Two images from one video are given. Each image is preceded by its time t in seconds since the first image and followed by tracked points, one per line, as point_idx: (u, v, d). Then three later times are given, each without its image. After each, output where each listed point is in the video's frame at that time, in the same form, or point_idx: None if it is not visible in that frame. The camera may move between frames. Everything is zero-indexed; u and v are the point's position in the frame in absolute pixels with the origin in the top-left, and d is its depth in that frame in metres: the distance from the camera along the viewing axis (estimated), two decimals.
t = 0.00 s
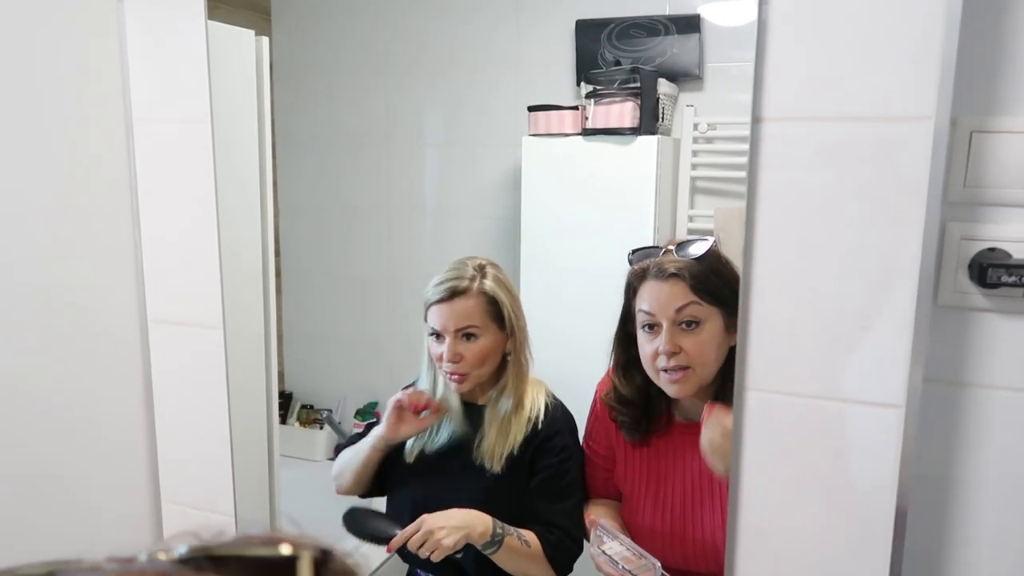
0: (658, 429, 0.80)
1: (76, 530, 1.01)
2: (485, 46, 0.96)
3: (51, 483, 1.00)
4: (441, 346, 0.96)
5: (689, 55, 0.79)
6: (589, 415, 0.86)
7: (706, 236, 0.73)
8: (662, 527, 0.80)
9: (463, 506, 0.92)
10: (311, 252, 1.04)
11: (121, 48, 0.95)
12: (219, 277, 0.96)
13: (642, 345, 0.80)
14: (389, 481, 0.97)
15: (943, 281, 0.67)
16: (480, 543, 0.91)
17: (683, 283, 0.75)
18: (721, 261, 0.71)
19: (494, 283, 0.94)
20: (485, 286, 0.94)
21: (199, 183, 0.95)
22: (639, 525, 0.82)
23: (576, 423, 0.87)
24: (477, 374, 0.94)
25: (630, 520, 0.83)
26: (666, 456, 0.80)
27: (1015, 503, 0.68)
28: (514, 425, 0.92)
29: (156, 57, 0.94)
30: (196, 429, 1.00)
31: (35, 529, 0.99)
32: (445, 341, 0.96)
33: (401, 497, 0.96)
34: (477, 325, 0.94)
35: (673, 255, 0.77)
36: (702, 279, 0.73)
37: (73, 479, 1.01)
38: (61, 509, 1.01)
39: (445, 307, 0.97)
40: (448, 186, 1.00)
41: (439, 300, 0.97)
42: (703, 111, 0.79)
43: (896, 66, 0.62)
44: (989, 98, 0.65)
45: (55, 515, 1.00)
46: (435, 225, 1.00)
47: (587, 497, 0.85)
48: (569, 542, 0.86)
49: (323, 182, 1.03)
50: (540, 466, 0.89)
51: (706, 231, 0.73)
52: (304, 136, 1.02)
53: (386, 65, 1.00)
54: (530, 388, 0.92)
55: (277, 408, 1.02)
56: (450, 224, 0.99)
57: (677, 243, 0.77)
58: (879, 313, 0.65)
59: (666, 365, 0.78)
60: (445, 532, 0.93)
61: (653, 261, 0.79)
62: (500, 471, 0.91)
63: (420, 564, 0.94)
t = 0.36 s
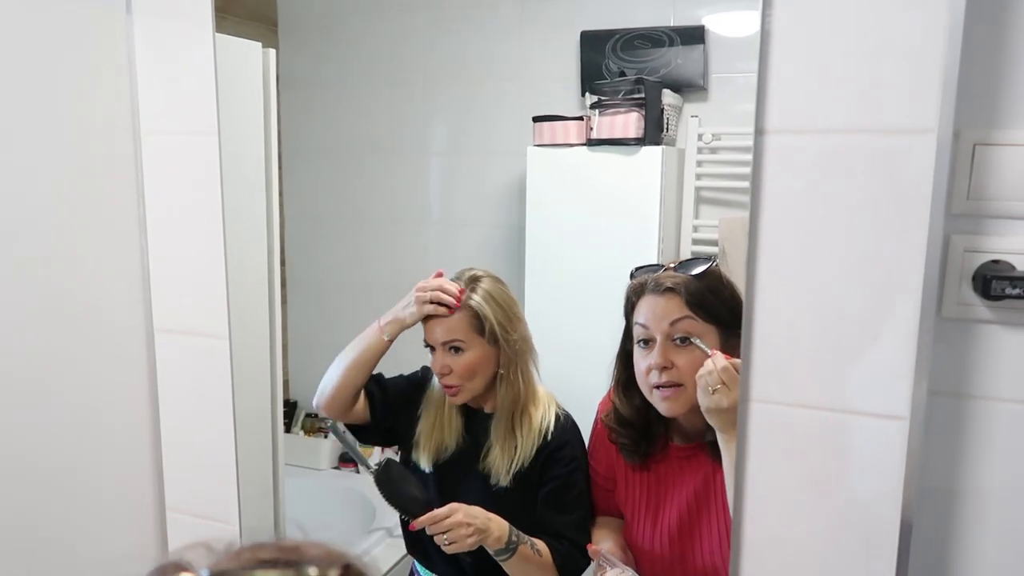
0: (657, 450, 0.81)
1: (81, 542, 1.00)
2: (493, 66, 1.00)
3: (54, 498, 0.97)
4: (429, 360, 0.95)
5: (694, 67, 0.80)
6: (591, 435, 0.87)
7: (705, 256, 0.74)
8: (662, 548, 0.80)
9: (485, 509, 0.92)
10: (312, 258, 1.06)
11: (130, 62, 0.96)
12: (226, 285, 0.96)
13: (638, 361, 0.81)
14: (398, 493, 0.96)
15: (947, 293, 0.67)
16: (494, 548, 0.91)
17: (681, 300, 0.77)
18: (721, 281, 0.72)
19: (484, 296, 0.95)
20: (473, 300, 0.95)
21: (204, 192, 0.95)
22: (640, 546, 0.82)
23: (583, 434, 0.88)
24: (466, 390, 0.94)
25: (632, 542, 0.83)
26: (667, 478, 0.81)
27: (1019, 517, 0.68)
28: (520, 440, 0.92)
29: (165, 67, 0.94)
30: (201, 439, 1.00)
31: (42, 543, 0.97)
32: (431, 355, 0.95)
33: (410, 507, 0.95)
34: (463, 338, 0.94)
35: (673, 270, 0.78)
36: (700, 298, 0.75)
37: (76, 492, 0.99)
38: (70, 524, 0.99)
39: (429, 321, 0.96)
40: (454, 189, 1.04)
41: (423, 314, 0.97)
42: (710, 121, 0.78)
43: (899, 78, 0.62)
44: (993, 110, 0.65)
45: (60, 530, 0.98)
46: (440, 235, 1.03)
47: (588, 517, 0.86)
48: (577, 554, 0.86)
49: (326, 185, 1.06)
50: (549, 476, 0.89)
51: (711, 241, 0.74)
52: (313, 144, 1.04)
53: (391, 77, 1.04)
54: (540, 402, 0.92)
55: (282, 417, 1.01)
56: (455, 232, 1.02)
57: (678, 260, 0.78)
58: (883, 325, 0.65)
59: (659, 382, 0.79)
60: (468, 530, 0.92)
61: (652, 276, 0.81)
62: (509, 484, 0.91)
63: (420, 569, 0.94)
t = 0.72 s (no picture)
0: (655, 454, 0.81)
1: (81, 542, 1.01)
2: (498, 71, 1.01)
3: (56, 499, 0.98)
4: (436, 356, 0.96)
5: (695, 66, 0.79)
6: (590, 436, 0.87)
7: (705, 256, 0.74)
8: (661, 551, 0.80)
9: (480, 507, 0.92)
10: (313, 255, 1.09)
11: (131, 61, 0.96)
12: (226, 281, 0.95)
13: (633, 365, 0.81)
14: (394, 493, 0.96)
15: (951, 289, 0.66)
16: (489, 547, 0.91)
17: (675, 304, 0.77)
18: (714, 283, 0.73)
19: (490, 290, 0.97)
20: (484, 295, 0.97)
21: (202, 189, 0.94)
22: (639, 548, 0.82)
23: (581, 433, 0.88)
24: (474, 385, 0.96)
25: (632, 545, 0.83)
26: (666, 481, 0.81)
27: None
28: (518, 438, 0.94)
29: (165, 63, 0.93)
30: (202, 439, 0.98)
31: (38, 542, 0.97)
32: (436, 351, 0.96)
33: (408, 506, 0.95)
34: (474, 332, 0.96)
35: (666, 273, 0.79)
36: (694, 300, 0.75)
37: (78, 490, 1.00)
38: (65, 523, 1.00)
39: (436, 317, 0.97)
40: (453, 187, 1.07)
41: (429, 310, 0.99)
42: (712, 122, 0.78)
43: (903, 74, 0.62)
44: (998, 107, 0.64)
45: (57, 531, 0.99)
46: (441, 235, 1.06)
47: (586, 522, 0.86)
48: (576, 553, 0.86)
49: (327, 184, 1.10)
50: (547, 475, 0.90)
51: (714, 241, 0.73)
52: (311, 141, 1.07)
53: (392, 74, 1.08)
54: (537, 400, 0.94)
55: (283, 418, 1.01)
56: (457, 231, 1.05)
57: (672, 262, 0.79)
58: (887, 321, 0.65)
59: (654, 386, 0.79)
60: (463, 526, 0.92)
61: (647, 279, 0.82)
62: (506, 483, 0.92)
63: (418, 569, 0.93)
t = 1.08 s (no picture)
0: (652, 448, 0.81)
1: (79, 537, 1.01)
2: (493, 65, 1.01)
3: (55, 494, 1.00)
4: (440, 346, 0.95)
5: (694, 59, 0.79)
6: (587, 431, 0.87)
7: (704, 249, 0.75)
8: (660, 543, 0.81)
9: (466, 508, 0.93)
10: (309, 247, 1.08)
11: (127, 58, 0.96)
12: (225, 274, 0.95)
13: (629, 359, 0.82)
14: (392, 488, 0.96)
15: (947, 283, 0.66)
16: (477, 549, 0.91)
17: (671, 298, 0.78)
18: (710, 278, 0.73)
19: (496, 279, 0.96)
20: (489, 284, 0.95)
21: (199, 186, 0.94)
22: (637, 541, 0.82)
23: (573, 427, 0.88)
24: (476, 376, 0.95)
25: (630, 539, 0.83)
26: (664, 475, 0.81)
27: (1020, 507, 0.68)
28: (508, 431, 0.93)
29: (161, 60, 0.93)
30: (199, 434, 0.99)
31: (40, 537, 0.98)
32: (441, 341, 0.95)
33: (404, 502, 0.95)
34: (480, 322, 0.94)
35: (662, 268, 0.80)
36: (689, 294, 0.76)
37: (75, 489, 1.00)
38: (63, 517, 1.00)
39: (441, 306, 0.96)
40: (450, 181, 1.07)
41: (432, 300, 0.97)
42: (711, 115, 0.78)
43: (899, 67, 0.62)
44: (995, 100, 0.64)
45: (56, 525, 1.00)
46: (439, 230, 1.05)
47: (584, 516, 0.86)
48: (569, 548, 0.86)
49: (326, 176, 1.08)
50: (537, 469, 0.90)
51: (710, 233, 0.75)
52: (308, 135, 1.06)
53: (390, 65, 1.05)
54: (525, 393, 0.94)
55: (282, 412, 1.01)
56: (455, 228, 1.04)
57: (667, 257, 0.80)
58: (882, 315, 0.65)
59: (651, 379, 0.79)
60: (449, 530, 0.92)
61: (642, 274, 0.82)
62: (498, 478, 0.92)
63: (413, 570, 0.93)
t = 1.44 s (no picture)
0: (655, 441, 0.81)
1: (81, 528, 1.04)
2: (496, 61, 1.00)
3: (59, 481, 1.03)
4: (456, 347, 0.96)
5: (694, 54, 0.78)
6: (589, 425, 0.87)
7: (703, 244, 0.75)
8: (662, 536, 0.81)
9: (461, 522, 0.94)
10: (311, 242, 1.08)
11: (129, 50, 0.94)
12: (227, 269, 0.95)
13: (632, 353, 0.82)
14: (399, 485, 0.98)
15: (948, 279, 0.67)
16: (476, 561, 0.93)
17: (673, 292, 0.78)
18: (711, 272, 0.73)
19: (504, 276, 0.97)
20: (500, 283, 0.97)
21: (202, 179, 0.93)
22: (639, 534, 0.82)
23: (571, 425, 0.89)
24: (489, 375, 0.96)
25: (633, 532, 0.83)
26: (666, 468, 0.81)
27: (1019, 500, 0.68)
28: (505, 425, 0.95)
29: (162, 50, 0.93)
30: (202, 432, 0.99)
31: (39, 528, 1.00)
32: (457, 342, 0.96)
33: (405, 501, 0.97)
34: (495, 322, 0.96)
35: (662, 262, 0.80)
36: (691, 288, 0.76)
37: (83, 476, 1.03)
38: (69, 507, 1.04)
39: (457, 308, 0.98)
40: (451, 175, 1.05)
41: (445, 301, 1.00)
42: (712, 110, 0.78)
43: (900, 62, 0.62)
44: (996, 96, 0.64)
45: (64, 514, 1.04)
46: (439, 227, 1.05)
47: (587, 510, 0.87)
48: (569, 546, 0.87)
49: (325, 170, 1.07)
50: (535, 467, 0.91)
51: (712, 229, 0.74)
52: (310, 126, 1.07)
53: (390, 55, 1.04)
54: (524, 387, 0.95)
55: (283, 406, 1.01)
56: (452, 223, 1.05)
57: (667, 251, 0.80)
58: (883, 311, 0.65)
59: (653, 373, 0.79)
60: (447, 544, 0.94)
61: (643, 268, 0.82)
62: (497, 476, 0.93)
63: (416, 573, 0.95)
